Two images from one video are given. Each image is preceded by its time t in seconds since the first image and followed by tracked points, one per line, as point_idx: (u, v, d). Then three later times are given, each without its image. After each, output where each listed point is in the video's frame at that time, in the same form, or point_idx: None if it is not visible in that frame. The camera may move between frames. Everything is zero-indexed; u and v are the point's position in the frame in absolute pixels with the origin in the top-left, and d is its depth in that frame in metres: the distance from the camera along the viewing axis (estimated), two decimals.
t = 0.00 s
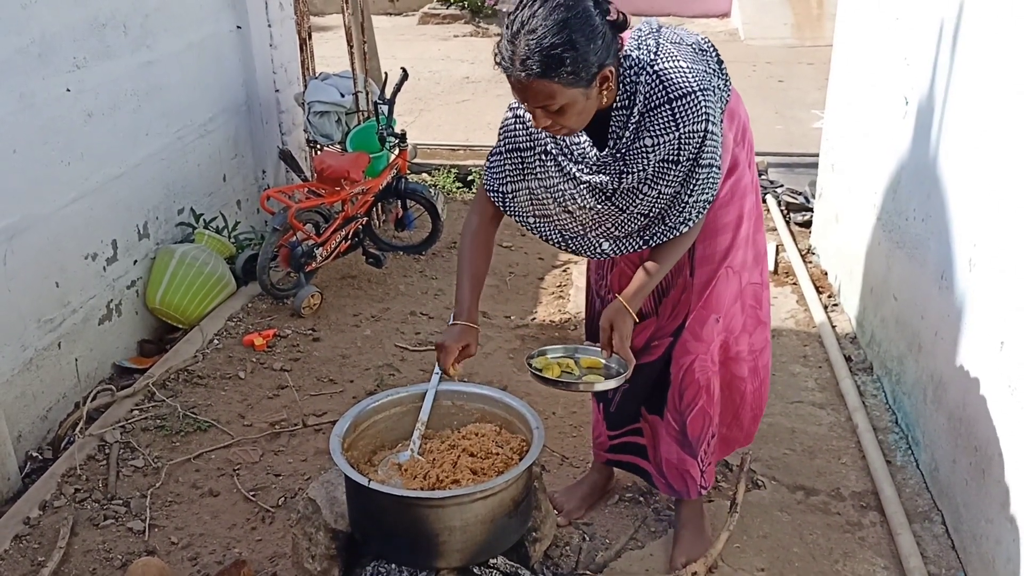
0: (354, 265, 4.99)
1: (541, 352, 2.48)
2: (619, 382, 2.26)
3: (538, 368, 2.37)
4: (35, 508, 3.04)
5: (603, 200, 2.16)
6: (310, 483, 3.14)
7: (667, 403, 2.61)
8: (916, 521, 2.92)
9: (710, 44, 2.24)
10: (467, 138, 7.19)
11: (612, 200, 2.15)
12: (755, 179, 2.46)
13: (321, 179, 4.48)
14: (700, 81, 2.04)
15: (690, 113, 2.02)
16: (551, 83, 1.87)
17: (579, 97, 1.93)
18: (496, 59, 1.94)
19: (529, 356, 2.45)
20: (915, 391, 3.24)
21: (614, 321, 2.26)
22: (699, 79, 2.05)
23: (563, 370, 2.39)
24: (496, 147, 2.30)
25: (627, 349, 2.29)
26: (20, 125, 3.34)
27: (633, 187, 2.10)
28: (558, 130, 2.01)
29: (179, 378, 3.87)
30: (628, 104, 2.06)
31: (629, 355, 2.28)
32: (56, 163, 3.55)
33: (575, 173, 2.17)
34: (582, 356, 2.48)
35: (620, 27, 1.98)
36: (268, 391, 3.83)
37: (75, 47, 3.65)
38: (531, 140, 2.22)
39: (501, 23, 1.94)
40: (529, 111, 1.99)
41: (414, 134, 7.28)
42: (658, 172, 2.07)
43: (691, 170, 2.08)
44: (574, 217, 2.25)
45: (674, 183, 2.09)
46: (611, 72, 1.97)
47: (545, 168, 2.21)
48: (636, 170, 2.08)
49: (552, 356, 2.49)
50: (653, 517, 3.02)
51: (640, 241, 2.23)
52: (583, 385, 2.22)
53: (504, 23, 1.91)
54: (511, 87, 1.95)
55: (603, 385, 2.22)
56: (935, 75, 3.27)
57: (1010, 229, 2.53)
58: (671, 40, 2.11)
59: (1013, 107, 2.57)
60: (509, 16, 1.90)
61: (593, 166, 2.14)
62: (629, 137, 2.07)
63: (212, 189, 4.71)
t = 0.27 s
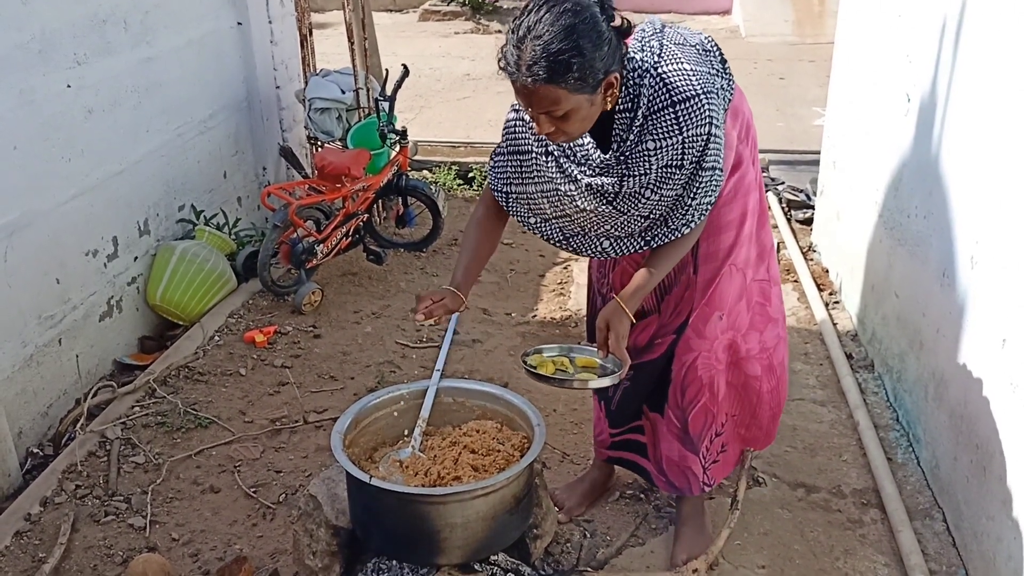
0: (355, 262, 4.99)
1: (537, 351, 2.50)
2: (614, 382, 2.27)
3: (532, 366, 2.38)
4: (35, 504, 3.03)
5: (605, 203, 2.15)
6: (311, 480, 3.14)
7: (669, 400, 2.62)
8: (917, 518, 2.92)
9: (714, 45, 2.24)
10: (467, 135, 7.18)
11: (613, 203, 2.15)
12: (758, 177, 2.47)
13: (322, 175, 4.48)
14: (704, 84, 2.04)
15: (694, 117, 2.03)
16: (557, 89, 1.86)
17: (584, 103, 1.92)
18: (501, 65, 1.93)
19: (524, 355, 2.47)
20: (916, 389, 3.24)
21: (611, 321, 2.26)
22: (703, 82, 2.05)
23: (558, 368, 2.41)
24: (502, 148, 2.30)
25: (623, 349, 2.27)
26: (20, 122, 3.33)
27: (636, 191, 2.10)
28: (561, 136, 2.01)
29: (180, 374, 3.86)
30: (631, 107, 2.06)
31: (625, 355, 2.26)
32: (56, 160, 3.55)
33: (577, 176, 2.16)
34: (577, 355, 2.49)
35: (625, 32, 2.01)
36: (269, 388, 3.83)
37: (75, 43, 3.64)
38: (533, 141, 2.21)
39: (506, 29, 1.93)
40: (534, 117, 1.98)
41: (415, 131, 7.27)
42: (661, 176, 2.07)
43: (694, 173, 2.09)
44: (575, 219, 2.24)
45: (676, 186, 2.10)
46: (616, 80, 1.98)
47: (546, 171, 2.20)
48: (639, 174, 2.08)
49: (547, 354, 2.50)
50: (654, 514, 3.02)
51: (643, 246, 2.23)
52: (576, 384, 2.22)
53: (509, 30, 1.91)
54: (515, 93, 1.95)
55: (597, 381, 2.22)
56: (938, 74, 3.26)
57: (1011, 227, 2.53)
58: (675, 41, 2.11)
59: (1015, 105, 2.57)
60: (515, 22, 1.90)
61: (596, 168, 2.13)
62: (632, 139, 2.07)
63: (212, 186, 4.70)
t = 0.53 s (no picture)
0: (352, 259, 4.98)
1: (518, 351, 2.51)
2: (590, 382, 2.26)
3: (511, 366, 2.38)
4: (33, 502, 3.03)
5: (600, 201, 2.15)
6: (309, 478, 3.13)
7: (665, 399, 2.60)
8: (915, 517, 2.92)
9: (710, 42, 2.25)
10: (465, 132, 7.17)
11: (608, 202, 2.14)
12: (756, 174, 2.46)
13: (320, 173, 4.45)
14: (696, 80, 2.04)
15: (686, 112, 2.02)
16: (559, 81, 1.86)
17: (585, 95, 1.92)
18: (499, 63, 1.91)
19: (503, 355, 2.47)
20: (914, 387, 3.24)
21: (592, 321, 2.25)
22: (695, 79, 2.05)
23: (536, 368, 2.41)
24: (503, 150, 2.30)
25: (605, 350, 2.25)
26: (17, 118, 3.32)
27: (630, 189, 2.09)
28: (563, 131, 2.00)
29: (178, 372, 3.85)
30: (624, 103, 2.06)
31: (606, 355, 2.24)
32: (54, 157, 3.53)
33: (573, 174, 2.15)
34: (556, 356, 2.50)
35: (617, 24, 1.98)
36: (267, 386, 3.82)
37: (72, 39, 3.63)
38: (529, 139, 2.21)
39: (502, 26, 1.92)
40: (533, 113, 1.97)
41: (413, 128, 7.26)
42: (654, 173, 2.06)
43: (687, 171, 2.08)
44: (570, 218, 2.24)
45: (669, 184, 2.09)
46: (615, 69, 1.98)
47: (544, 170, 2.20)
48: (632, 171, 2.07)
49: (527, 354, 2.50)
50: (653, 512, 3.02)
51: (638, 246, 2.22)
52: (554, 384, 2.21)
53: (506, 26, 1.89)
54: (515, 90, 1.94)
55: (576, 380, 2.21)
56: (936, 72, 3.26)
57: (1011, 225, 2.53)
58: (669, 38, 2.10)
59: (1015, 103, 2.57)
60: (512, 18, 1.89)
61: (591, 165, 2.13)
62: (625, 136, 2.07)
63: (210, 182, 4.69)
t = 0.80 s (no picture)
0: (347, 260, 4.95)
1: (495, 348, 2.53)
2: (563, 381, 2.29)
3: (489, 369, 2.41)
4: (23, 508, 2.99)
5: (592, 199, 2.12)
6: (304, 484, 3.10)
7: (660, 403, 2.58)
8: (915, 521, 2.90)
9: (708, 45, 2.23)
10: (459, 132, 7.13)
11: (599, 200, 2.12)
12: (752, 176, 2.44)
13: (314, 173, 4.42)
14: (691, 80, 2.00)
15: (678, 112, 1.98)
16: (556, 68, 1.84)
17: (583, 84, 1.90)
18: (495, 55, 1.90)
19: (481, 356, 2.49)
20: (912, 390, 3.23)
21: (571, 320, 2.26)
22: (690, 79, 2.01)
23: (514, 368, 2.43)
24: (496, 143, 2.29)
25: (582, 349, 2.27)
26: (8, 118, 3.28)
27: (620, 186, 2.07)
28: (563, 123, 1.97)
29: (171, 375, 3.82)
30: (618, 99, 2.03)
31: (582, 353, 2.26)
32: (45, 157, 3.50)
33: (565, 170, 2.14)
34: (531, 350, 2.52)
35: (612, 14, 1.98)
36: (260, 389, 3.78)
37: (64, 39, 3.59)
38: (525, 136, 2.20)
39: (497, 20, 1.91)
40: (532, 107, 1.95)
41: (407, 128, 7.23)
42: (644, 172, 2.03)
43: (679, 172, 2.05)
44: (563, 216, 2.22)
45: (661, 184, 2.06)
46: (611, 58, 1.96)
47: (538, 166, 2.19)
48: (623, 168, 2.05)
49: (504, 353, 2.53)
50: (651, 517, 3.00)
51: (627, 245, 2.20)
52: (530, 386, 2.25)
53: (501, 15, 1.88)
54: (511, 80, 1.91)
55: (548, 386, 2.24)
56: (936, 72, 3.25)
57: (1011, 227, 2.52)
58: (666, 37, 2.07)
59: (1015, 105, 2.56)
60: (508, 8, 1.87)
61: (583, 162, 2.11)
62: (617, 132, 2.03)
63: (203, 183, 4.65)
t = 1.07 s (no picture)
0: (342, 267, 4.88)
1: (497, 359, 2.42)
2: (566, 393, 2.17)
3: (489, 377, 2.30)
4: (15, 527, 2.93)
5: (597, 207, 2.06)
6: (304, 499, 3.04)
7: (666, 413, 2.53)
8: (924, 531, 2.87)
9: (713, 49, 2.17)
10: (454, 135, 7.08)
11: (604, 207, 2.06)
12: (756, 182, 2.39)
13: (309, 179, 4.35)
14: (698, 83, 1.95)
15: (686, 116, 1.93)
16: (562, 64, 1.78)
17: (590, 81, 1.84)
18: (499, 56, 1.85)
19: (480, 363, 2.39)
20: (919, 397, 3.20)
21: (574, 328, 2.19)
22: (697, 82, 1.96)
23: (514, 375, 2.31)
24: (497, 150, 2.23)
25: (584, 358, 2.19)
26: None
27: (626, 193, 2.01)
28: (569, 124, 1.92)
29: (165, 387, 3.75)
30: (625, 104, 1.98)
31: (585, 363, 2.18)
32: (34, 165, 3.42)
33: (570, 177, 2.08)
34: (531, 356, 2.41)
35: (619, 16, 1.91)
36: (257, 400, 3.72)
37: (54, 44, 3.52)
38: (528, 143, 2.14)
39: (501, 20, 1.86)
40: (537, 108, 1.89)
41: (400, 130, 7.16)
42: (650, 177, 1.98)
43: (684, 177, 1.99)
44: (564, 225, 2.15)
45: (666, 190, 2.00)
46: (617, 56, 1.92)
47: (542, 173, 2.13)
48: (630, 174, 1.99)
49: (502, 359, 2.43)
50: (657, 530, 2.96)
51: (629, 253, 2.12)
52: (532, 399, 2.13)
53: (504, 14, 1.83)
54: (516, 81, 1.86)
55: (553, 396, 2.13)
56: (940, 73, 3.21)
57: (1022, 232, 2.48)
58: (672, 40, 2.02)
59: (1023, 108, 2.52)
60: (511, 7, 1.83)
61: (589, 168, 2.06)
62: (625, 138, 1.99)
63: (195, 189, 4.58)
